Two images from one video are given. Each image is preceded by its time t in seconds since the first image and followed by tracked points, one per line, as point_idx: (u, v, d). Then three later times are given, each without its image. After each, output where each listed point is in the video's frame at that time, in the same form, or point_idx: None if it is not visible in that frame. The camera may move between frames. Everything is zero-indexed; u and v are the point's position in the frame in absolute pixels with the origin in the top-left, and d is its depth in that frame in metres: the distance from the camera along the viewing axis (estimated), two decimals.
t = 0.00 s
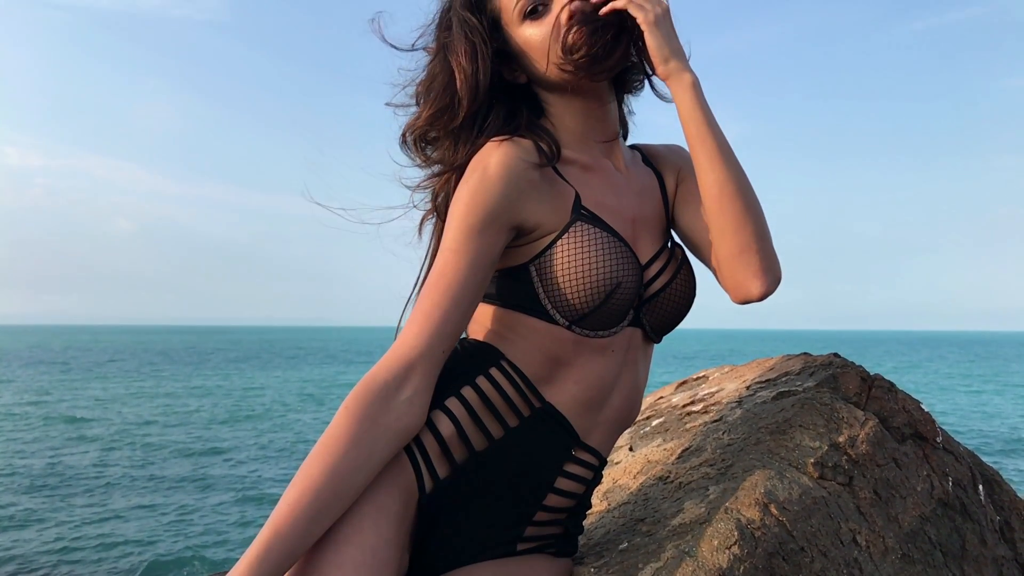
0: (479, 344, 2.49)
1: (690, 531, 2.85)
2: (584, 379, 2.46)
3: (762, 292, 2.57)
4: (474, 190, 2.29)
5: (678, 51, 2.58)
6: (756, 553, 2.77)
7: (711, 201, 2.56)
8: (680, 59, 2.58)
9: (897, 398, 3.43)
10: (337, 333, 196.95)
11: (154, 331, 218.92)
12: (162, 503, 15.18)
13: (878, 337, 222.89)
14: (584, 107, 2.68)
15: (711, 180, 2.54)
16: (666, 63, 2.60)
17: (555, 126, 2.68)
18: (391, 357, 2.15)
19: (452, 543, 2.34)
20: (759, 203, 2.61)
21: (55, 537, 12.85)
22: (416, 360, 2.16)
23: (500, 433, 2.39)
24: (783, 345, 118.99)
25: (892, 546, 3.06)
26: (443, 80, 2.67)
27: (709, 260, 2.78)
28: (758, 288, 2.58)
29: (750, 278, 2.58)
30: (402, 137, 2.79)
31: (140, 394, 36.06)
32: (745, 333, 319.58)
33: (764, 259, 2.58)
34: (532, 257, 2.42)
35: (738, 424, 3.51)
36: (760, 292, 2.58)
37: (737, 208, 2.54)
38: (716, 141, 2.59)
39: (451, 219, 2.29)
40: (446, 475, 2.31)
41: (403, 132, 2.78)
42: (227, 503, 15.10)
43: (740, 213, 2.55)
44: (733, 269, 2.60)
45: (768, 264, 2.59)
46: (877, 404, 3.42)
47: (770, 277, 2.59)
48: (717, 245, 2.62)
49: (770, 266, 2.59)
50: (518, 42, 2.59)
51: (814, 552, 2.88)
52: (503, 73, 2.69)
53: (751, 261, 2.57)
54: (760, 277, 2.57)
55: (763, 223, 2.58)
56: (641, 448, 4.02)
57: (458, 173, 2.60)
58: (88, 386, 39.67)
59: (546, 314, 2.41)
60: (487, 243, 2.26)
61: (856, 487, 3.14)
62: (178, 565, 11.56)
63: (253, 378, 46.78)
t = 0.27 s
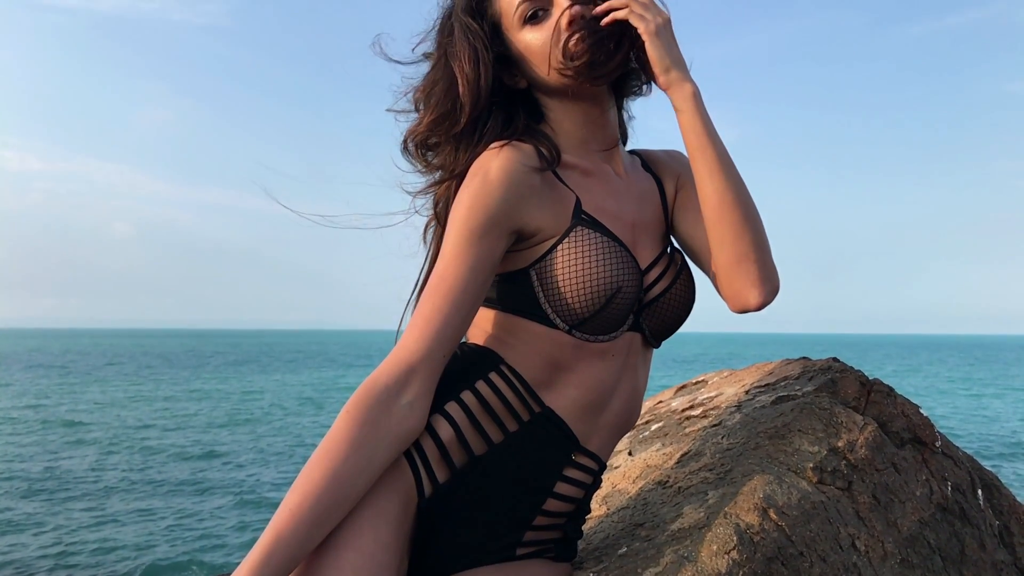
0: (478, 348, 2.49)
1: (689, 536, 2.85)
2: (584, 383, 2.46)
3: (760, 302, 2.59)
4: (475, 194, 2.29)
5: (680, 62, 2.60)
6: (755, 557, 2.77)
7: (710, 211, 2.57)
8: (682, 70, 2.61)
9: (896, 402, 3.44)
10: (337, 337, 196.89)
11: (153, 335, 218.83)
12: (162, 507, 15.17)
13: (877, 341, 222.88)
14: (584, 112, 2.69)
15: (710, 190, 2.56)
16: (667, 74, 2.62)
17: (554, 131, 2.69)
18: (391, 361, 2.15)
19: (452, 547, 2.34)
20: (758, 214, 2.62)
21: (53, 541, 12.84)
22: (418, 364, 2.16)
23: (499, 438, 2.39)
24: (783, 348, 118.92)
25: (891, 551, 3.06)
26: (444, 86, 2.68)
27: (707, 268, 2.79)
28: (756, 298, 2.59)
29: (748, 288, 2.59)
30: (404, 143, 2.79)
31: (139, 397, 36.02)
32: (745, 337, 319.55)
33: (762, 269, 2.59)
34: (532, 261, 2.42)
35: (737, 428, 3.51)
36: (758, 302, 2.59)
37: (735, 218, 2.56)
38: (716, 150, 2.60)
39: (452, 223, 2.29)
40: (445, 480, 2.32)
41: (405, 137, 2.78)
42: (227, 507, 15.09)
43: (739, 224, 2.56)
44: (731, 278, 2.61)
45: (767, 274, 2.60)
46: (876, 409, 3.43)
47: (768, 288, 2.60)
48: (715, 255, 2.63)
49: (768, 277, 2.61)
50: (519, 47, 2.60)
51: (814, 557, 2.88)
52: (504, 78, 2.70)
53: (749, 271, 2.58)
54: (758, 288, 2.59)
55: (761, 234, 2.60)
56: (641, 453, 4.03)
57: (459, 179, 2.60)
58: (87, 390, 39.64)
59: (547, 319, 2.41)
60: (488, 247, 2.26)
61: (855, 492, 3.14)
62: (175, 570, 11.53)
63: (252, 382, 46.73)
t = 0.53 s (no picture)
0: (477, 354, 2.49)
1: (688, 543, 2.85)
2: (583, 390, 2.47)
3: (758, 314, 2.62)
4: (476, 200, 2.30)
5: (681, 75, 2.63)
6: (753, 564, 2.77)
7: (710, 224, 2.60)
8: (683, 83, 2.64)
9: (894, 408, 3.45)
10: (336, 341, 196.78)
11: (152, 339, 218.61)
12: (160, 512, 15.14)
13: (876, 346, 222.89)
14: (584, 119, 2.69)
15: (710, 204, 2.59)
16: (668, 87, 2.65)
17: (554, 137, 2.70)
18: (393, 366, 2.15)
19: (451, 553, 2.34)
20: (756, 226, 2.65)
21: (51, 546, 12.81)
22: (418, 370, 2.17)
23: (498, 444, 2.39)
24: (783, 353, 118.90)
25: (890, 558, 3.06)
26: (444, 93, 2.69)
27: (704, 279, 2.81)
28: (754, 310, 2.62)
29: (746, 299, 2.62)
30: (404, 150, 2.80)
31: (138, 402, 35.96)
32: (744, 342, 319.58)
33: (760, 282, 2.62)
34: (532, 267, 2.43)
35: (735, 434, 3.51)
36: (755, 313, 2.62)
37: (734, 232, 2.59)
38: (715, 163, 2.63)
39: (453, 229, 2.30)
40: (444, 486, 2.31)
41: (405, 144, 2.79)
42: (225, 512, 15.05)
43: (737, 237, 2.59)
44: (729, 290, 2.64)
45: (765, 286, 2.64)
46: (875, 415, 3.44)
47: (765, 300, 2.64)
48: (713, 268, 2.66)
49: (765, 289, 2.64)
50: (519, 54, 2.61)
51: (813, 564, 2.88)
52: (504, 86, 2.71)
53: (747, 284, 2.61)
54: (756, 300, 2.62)
55: (760, 247, 2.62)
56: (640, 459, 4.03)
57: (459, 186, 2.61)
58: (85, 395, 39.57)
59: (547, 325, 2.41)
60: (489, 253, 2.27)
61: (854, 498, 3.14)
62: None
63: (251, 387, 46.66)
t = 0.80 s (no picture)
0: (478, 360, 2.50)
1: (687, 548, 2.85)
2: (583, 395, 2.47)
3: (755, 325, 2.63)
4: (477, 207, 2.30)
5: (682, 85, 2.65)
6: (753, 570, 2.77)
7: (709, 236, 2.62)
8: (683, 94, 2.65)
9: (893, 414, 3.46)
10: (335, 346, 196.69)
11: (151, 343, 218.45)
12: (160, 516, 15.13)
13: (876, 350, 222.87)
14: (585, 126, 2.70)
15: (709, 216, 2.60)
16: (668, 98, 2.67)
17: (553, 144, 2.71)
18: (394, 371, 2.16)
19: (450, 559, 2.34)
20: (755, 237, 2.66)
21: (51, 551, 12.80)
22: (419, 376, 2.17)
23: (498, 450, 2.40)
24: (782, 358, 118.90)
25: (890, 563, 3.06)
26: (445, 99, 2.70)
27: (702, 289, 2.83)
28: (751, 321, 2.64)
29: (744, 311, 2.64)
30: (405, 157, 2.81)
31: (137, 407, 35.94)
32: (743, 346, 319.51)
33: (758, 293, 2.64)
34: (533, 273, 2.43)
35: (734, 440, 3.52)
36: (753, 324, 2.64)
37: (734, 244, 2.60)
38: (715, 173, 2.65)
39: (454, 233, 2.30)
40: (443, 491, 2.32)
41: (406, 151, 2.80)
42: (224, 517, 15.05)
43: (736, 249, 2.60)
44: (727, 301, 2.66)
45: (762, 298, 2.65)
46: (873, 421, 3.45)
47: (763, 311, 2.65)
48: (711, 279, 2.67)
49: (763, 300, 2.66)
50: (519, 60, 2.63)
51: (812, 570, 2.88)
52: (504, 93, 2.72)
53: (745, 295, 2.63)
54: (754, 311, 2.63)
55: (758, 258, 2.64)
56: (639, 464, 4.03)
57: (459, 192, 2.61)
58: (84, 400, 39.53)
59: (547, 330, 2.42)
60: (490, 260, 2.27)
61: (853, 504, 3.15)
62: None
63: (250, 391, 46.65)
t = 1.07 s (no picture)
0: (478, 364, 2.50)
1: (686, 553, 2.86)
2: (583, 401, 2.48)
3: (754, 334, 2.65)
4: (479, 212, 2.31)
5: (683, 95, 2.66)
6: None
7: (709, 246, 2.62)
8: (684, 104, 2.67)
9: (892, 419, 3.47)
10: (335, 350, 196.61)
11: (150, 347, 218.29)
12: (159, 520, 15.11)
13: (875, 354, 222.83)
14: (585, 132, 2.71)
15: (709, 227, 2.61)
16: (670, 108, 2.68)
17: (553, 150, 2.72)
18: (396, 375, 2.16)
19: (450, 564, 2.33)
20: (753, 248, 2.68)
21: (49, 555, 12.77)
22: (420, 381, 2.17)
23: (497, 455, 2.39)
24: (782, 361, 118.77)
25: (890, 568, 3.06)
26: (446, 105, 2.71)
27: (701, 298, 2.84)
28: (750, 330, 2.65)
29: (743, 320, 2.65)
30: (405, 162, 2.82)
31: (135, 411, 35.87)
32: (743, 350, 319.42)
33: (757, 302, 2.66)
34: (533, 278, 2.44)
35: (733, 445, 3.52)
36: (752, 333, 2.65)
37: (734, 254, 2.61)
38: (715, 185, 2.66)
39: (456, 237, 2.30)
40: (442, 496, 2.31)
41: (407, 157, 2.81)
42: (223, 521, 15.02)
43: (736, 260, 2.62)
44: (726, 310, 2.67)
45: (761, 307, 2.67)
46: (872, 426, 3.46)
47: (762, 321, 2.67)
48: (710, 288, 2.68)
49: (762, 310, 2.68)
50: (519, 66, 2.65)
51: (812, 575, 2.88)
52: (505, 99, 2.73)
53: (744, 305, 2.65)
54: (753, 320, 2.65)
55: (757, 268, 2.66)
56: (639, 469, 4.03)
57: (461, 198, 2.62)
58: (83, 403, 39.46)
59: (547, 336, 2.43)
60: (492, 265, 2.28)
61: (852, 509, 3.15)
62: None
63: (249, 395, 46.57)
